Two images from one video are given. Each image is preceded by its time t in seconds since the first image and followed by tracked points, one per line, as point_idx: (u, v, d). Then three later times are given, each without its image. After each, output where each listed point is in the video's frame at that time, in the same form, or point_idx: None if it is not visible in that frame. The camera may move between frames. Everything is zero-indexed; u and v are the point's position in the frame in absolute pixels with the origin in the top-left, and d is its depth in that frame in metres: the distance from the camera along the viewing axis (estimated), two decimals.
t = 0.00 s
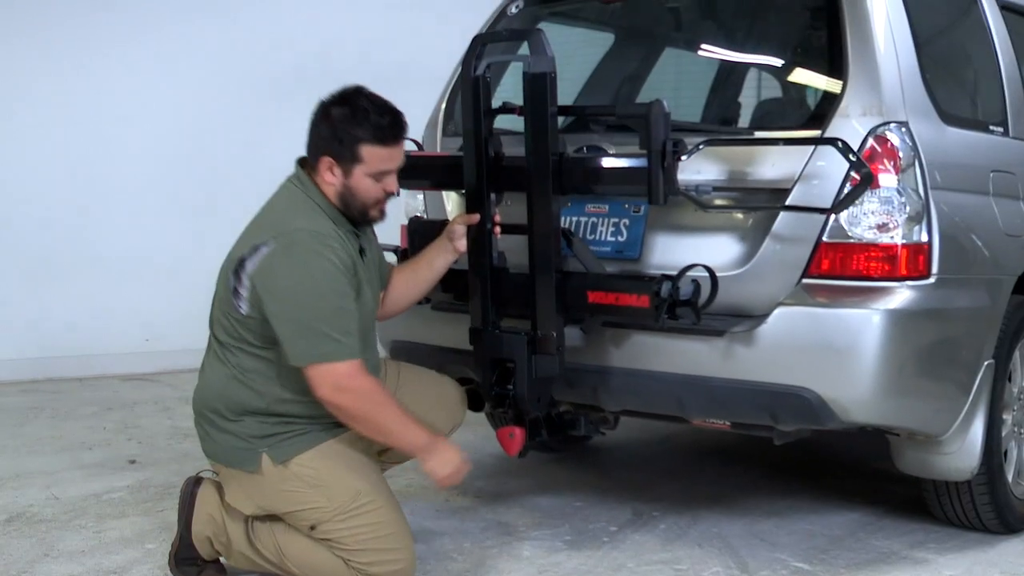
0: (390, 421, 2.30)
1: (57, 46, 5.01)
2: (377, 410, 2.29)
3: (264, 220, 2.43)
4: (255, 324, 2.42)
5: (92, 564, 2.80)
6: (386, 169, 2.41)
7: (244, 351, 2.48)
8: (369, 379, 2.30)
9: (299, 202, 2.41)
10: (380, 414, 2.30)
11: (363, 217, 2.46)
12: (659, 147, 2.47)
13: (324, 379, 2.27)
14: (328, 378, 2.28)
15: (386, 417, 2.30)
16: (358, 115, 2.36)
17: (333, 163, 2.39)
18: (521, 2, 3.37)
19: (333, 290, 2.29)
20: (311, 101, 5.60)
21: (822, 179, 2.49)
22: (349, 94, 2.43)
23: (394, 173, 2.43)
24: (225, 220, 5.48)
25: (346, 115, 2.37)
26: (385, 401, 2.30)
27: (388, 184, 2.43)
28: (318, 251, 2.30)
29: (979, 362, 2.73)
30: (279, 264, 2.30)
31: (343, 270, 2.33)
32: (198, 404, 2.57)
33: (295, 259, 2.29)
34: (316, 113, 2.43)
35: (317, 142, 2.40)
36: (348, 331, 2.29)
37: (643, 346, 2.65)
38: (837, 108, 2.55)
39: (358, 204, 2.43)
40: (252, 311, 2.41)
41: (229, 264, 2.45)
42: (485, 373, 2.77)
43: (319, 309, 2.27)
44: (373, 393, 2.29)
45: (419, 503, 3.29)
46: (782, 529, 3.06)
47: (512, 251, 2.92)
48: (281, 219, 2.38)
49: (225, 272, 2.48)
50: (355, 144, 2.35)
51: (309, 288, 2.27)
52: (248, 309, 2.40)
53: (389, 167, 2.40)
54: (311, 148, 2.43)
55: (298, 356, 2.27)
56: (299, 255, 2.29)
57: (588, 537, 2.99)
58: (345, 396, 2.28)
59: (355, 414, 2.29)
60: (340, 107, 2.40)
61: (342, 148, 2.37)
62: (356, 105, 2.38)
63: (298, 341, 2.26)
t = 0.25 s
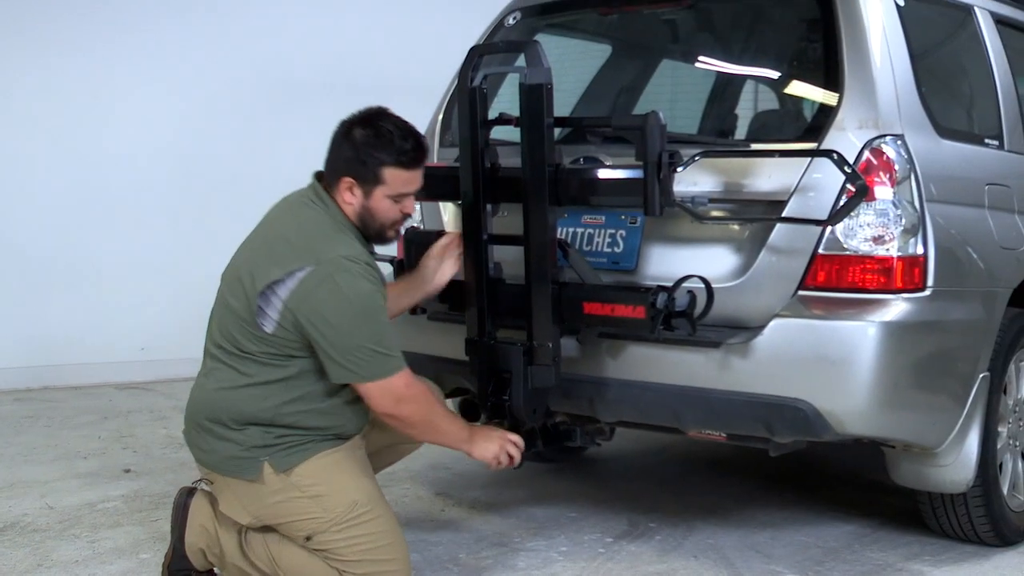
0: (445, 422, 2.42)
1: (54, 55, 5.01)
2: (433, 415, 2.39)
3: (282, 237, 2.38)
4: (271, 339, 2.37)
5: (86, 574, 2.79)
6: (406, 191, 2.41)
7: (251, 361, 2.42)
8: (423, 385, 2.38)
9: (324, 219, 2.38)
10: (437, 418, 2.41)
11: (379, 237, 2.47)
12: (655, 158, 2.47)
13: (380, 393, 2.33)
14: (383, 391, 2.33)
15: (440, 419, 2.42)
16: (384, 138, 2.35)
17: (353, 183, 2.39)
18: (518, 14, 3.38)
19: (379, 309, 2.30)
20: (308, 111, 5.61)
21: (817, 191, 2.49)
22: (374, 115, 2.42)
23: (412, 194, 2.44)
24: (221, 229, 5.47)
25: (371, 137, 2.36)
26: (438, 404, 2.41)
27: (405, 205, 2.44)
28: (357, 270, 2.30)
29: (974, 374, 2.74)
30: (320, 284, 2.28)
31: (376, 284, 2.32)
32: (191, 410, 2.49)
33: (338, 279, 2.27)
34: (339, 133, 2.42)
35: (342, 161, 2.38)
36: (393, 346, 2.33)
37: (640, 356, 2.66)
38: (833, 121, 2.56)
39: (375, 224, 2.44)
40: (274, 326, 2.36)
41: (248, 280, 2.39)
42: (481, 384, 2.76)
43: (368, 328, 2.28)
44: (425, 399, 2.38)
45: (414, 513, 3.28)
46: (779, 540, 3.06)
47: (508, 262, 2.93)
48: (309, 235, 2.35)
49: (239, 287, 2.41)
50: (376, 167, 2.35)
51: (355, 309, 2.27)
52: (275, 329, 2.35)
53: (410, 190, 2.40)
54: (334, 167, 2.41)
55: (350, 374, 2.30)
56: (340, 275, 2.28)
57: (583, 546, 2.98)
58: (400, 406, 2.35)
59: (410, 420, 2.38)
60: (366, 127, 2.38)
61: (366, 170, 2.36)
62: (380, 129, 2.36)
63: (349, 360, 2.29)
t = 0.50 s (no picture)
0: (455, 420, 2.44)
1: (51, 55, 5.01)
2: (443, 414, 2.41)
3: (299, 240, 2.37)
4: (281, 340, 2.35)
5: (82, 573, 2.79)
6: (425, 200, 2.39)
7: (257, 361, 2.39)
8: (434, 386, 2.39)
9: (341, 224, 2.37)
10: (448, 418, 2.42)
11: (394, 246, 2.45)
12: (652, 159, 2.47)
13: (392, 394, 2.33)
14: (396, 393, 2.33)
15: (451, 418, 2.43)
16: (406, 146, 2.34)
17: (373, 191, 2.37)
18: (516, 14, 3.38)
19: (396, 316, 2.30)
20: (305, 110, 5.60)
21: (814, 193, 2.50)
22: (398, 124, 2.42)
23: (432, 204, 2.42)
24: (218, 229, 5.47)
25: (394, 144, 2.35)
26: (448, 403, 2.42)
27: (424, 215, 2.42)
28: (375, 277, 2.30)
29: (970, 375, 2.75)
30: (338, 289, 2.27)
31: (393, 292, 2.33)
32: (189, 407, 2.46)
33: (357, 285, 2.27)
34: (361, 139, 2.42)
35: (361, 168, 2.38)
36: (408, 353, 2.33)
37: (636, 356, 2.66)
38: (830, 122, 2.57)
39: (392, 233, 2.42)
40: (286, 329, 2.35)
41: (263, 281, 2.37)
42: (478, 384, 2.77)
43: (385, 334, 2.28)
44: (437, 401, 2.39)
45: (411, 513, 3.29)
46: (776, 540, 3.06)
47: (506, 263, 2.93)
48: (326, 240, 2.34)
49: (253, 287, 2.39)
50: (396, 174, 2.34)
51: (373, 315, 2.27)
52: (289, 332, 2.34)
53: (430, 199, 2.39)
54: (354, 172, 2.40)
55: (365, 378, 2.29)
56: (358, 281, 2.27)
57: (579, 546, 2.98)
58: (412, 407, 2.36)
59: (422, 420, 2.39)
60: (388, 135, 2.37)
61: (385, 177, 2.35)
62: (402, 136, 2.36)
63: (365, 364, 2.28)
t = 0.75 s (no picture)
0: (461, 417, 2.45)
1: (51, 55, 5.01)
2: (449, 412, 2.42)
3: (312, 234, 2.38)
4: (289, 336, 2.35)
5: (84, 572, 2.79)
6: (428, 195, 2.37)
7: (263, 358, 2.39)
8: (441, 384, 2.40)
9: (355, 219, 2.38)
10: (454, 415, 2.43)
11: (395, 249, 2.42)
12: (653, 157, 2.47)
13: (400, 390, 2.34)
14: (403, 389, 2.34)
15: (457, 415, 2.44)
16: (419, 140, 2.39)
17: (379, 180, 2.40)
18: (517, 14, 3.38)
19: (404, 311, 2.31)
20: (306, 109, 5.60)
21: (816, 191, 2.50)
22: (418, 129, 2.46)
23: (434, 206, 2.40)
24: (218, 228, 5.46)
25: (412, 142, 2.39)
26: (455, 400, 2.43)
27: (426, 217, 2.39)
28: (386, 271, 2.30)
29: (972, 374, 2.74)
30: (349, 281, 2.27)
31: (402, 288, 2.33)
32: (193, 404, 2.45)
33: (368, 277, 2.27)
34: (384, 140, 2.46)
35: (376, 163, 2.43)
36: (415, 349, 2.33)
37: (638, 355, 2.66)
38: (831, 121, 2.57)
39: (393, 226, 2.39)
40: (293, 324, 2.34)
41: (272, 273, 2.37)
42: (480, 383, 2.77)
43: (393, 328, 2.29)
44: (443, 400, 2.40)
45: (413, 512, 3.28)
46: (777, 539, 3.06)
47: (508, 262, 2.93)
48: (339, 235, 2.35)
49: (262, 280, 2.39)
50: (404, 166, 2.37)
51: (382, 308, 2.27)
52: (294, 322, 2.33)
53: (432, 194, 2.37)
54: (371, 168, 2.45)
55: (371, 371, 2.29)
56: (369, 273, 2.28)
57: (581, 545, 2.98)
58: (419, 403, 2.37)
59: (428, 417, 2.40)
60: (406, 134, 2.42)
61: (393, 167, 2.38)
62: (420, 135, 2.40)
63: (371, 357, 2.28)
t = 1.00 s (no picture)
0: (464, 419, 2.45)
1: (48, 55, 5.01)
2: (452, 414, 2.42)
3: (324, 233, 2.39)
4: (294, 335, 2.34)
5: (82, 572, 2.79)
6: (444, 201, 2.39)
7: (267, 355, 2.38)
8: (445, 386, 2.40)
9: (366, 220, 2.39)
10: (457, 417, 2.43)
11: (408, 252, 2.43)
12: (651, 158, 2.47)
13: (404, 391, 2.34)
14: (407, 390, 2.34)
15: (460, 417, 2.44)
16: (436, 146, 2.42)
17: (395, 183, 2.42)
18: (515, 14, 3.38)
19: (413, 311, 2.31)
20: (304, 109, 5.59)
21: (814, 192, 2.50)
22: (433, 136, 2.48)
23: (448, 212, 2.41)
24: (216, 228, 5.46)
25: (426, 147, 2.43)
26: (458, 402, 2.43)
27: (439, 223, 2.41)
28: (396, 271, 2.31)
29: (969, 375, 2.75)
30: (358, 279, 2.28)
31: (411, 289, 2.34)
32: (193, 401, 2.44)
33: (379, 275, 2.28)
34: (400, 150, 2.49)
35: (393, 167, 2.45)
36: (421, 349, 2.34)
37: (636, 356, 2.66)
38: (829, 122, 2.57)
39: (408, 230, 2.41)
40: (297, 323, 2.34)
41: (281, 269, 2.37)
42: (479, 383, 2.77)
43: (401, 327, 2.29)
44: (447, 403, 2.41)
45: (410, 513, 3.28)
46: (774, 540, 3.06)
47: (506, 263, 2.93)
48: (351, 234, 2.36)
49: (270, 277, 2.39)
50: (420, 171, 2.39)
51: (391, 306, 2.27)
52: (301, 318, 2.33)
53: (449, 199, 2.39)
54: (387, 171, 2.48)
55: (377, 369, 2.29)
56: (380, 272, 2.28)
57: (579, 546, 2.98)
58: (422, 404, 2.37)
59: (431, 418, 2.40)
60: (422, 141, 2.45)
61: (410, 171, 2.40)
62: (434, 142, 2.44)
63: (378, 354, 2.28)
